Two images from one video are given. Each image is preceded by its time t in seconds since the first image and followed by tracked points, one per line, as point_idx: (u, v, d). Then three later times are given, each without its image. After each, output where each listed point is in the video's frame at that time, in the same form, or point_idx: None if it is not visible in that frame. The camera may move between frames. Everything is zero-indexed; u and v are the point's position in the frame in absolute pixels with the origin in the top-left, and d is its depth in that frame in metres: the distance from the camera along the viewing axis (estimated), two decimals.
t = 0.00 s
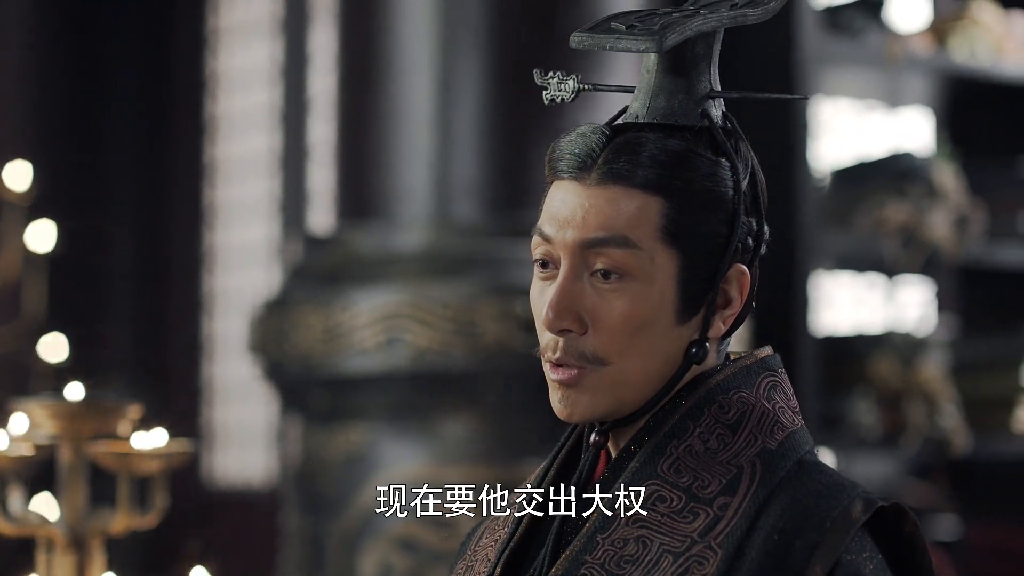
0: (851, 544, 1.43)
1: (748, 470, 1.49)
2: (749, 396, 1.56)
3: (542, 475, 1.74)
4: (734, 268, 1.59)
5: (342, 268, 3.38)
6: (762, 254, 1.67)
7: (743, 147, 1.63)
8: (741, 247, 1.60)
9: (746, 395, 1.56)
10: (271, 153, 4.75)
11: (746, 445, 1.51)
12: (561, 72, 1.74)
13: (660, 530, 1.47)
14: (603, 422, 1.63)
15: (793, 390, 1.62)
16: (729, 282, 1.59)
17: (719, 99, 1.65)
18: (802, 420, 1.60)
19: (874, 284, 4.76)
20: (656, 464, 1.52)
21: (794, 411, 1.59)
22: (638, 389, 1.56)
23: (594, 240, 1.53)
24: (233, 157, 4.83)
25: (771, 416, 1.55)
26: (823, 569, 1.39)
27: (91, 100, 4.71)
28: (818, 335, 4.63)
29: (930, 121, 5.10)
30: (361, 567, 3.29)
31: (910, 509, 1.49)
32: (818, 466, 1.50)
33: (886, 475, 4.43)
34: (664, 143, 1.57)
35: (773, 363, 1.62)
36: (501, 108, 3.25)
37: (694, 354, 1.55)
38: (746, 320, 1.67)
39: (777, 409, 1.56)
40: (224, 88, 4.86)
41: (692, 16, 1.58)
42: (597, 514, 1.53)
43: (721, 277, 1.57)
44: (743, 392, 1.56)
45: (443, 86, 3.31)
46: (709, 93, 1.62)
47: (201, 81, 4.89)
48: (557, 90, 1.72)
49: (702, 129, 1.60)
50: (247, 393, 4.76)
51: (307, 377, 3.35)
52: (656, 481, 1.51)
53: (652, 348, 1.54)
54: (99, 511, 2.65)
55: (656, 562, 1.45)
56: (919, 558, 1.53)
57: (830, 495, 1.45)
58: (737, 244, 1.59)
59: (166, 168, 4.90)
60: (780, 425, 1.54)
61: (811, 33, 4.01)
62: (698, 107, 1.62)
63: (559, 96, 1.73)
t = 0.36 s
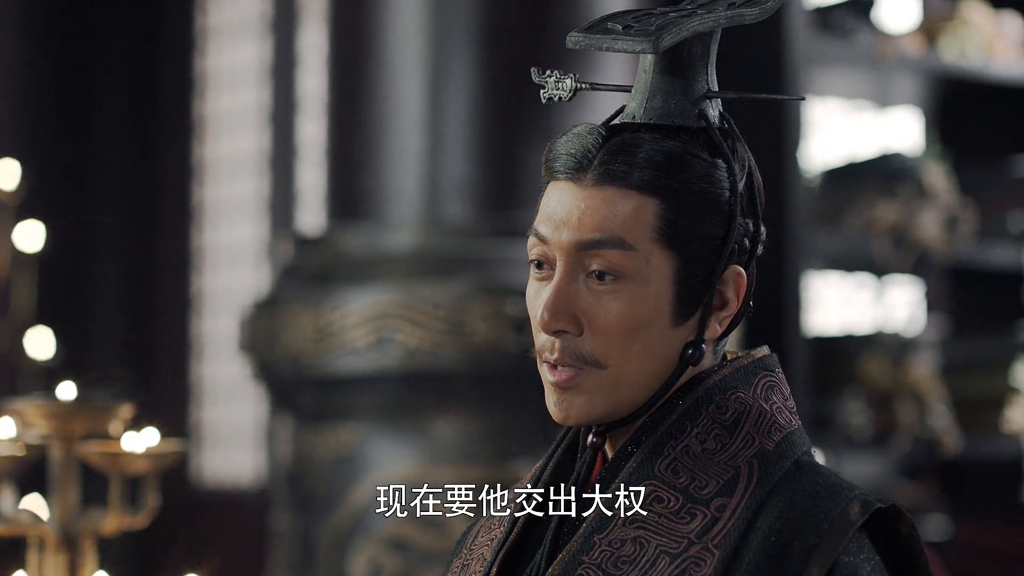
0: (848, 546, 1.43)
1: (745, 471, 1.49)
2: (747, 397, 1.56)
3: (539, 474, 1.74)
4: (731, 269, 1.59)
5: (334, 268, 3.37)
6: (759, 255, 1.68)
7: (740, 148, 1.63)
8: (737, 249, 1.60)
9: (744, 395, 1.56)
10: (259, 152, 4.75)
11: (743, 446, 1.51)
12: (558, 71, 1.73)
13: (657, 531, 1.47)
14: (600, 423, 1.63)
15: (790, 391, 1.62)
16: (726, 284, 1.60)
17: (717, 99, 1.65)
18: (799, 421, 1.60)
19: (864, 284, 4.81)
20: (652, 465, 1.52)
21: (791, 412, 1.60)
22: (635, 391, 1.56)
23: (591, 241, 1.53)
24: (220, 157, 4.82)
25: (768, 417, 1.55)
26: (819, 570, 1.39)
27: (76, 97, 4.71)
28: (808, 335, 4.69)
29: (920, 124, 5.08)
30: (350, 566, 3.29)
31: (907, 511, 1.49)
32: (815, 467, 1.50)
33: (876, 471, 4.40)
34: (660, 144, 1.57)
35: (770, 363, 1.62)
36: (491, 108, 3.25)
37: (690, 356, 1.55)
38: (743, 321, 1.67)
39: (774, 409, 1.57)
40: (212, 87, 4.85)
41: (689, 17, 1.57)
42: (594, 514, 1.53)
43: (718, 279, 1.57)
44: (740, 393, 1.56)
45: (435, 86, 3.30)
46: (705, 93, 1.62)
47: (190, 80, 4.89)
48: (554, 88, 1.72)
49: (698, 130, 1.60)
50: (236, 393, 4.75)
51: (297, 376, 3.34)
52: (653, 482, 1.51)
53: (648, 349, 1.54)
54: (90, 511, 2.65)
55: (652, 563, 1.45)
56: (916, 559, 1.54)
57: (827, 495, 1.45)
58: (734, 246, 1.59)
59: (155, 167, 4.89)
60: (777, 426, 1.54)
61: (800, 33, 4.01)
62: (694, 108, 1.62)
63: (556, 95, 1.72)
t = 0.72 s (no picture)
0: (843, 546, 1.43)
1: (739, 471, 1.49)
2: (741, 397, 1.56)
3: (533, 474, 1.74)
4: (724, 269, 1.60)
5: (325, 268, 3.37)
6: (752, 254, 1.68)
7: (732, 148, 1.64)
8: (730, 248, 1.61)
9: (737, 395, 1.56)
10: (248, 153, 4.77)
11: (737, 446, 1.52)
12: (549, 72, 1.73)
13: (651, 531, 1.47)
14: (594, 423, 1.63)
15: (784, 390, 1.63)
16: (719, 283, 1.60)
17: (708, 99, 1.65)
18: (792, 420, 1.60)
19: (853, 283, 4.82)
20: (647, 465, 1.52)
21: (785, 411, 1.60)
22: (629, 391, 1.57)
23: (584, 242, 1.53)
24: (212, 158, 4.85)
25: (762, 417, 1.55)
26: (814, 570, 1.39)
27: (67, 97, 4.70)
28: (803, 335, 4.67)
29: (909, 122, 5.12)
30: (342, 566, 3.29)
31: (901, 511, 1.49)
32: (810, 466, 1.51)
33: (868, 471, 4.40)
34: (653, 144, 1.57)
35: (764, 362, 1.62)
36: (482, 108, 3.25)
37: (684, 356, 1.55)
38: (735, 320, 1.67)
39: (768, 409, 1.57)
40: (202, 88, 4.86)
41: (680, 17, 1.58)
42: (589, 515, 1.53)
43: (710, 279, 1.57)
44: (733, 392, 1.56)
45: (426, 86, 3.30)
46: (697, 93, 1.62)
47: (180, 80, 4.89)
48: (545, 89, 1.72)
49: (690, 130, 1.61)
50: (216, 394, 4.81)
51: (289, 376, 3.34)
52: (647, 482, 1.51)
53: (641, 349, 1.54)
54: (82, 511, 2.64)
55: (647, 563, 1.45)
56: (910, 560, 1.54)
57: (822, 495, 1.45)
58: (727, 245, 1.59)
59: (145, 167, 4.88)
60: (771, 425, 1.55)
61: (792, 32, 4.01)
62: (686, 107, 1.62)
63: (548, 96, 1.72)
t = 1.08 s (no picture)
0: (838, 545, 1.43)
1: (733, 470, 1.49)
2: (735, 396, 1.57)
3: (527, 474, 1.74)
4: (717, 268, 1.60)
5: (318, 268, 3.36)
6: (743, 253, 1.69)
7: (724, 146, 1.64)
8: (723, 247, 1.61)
9: (732, 394, 1.56)
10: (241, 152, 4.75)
11: (732, 445, 1.52)
12: (541, 73, 1.73)
13: (646, 530, 1.47)
14: (588, 423, 1.63)
15: (778, 389, 1.63)
16: (712, 283, 1.60)
17: (700, 98, 1.66)
18: (787, 419, 1.60)
19: (846, 284, 4.86)
20: (641, 464, 1.53)
21: (779, 411, 1.60)
22: (623, 390, 1.57)
23: (577, 241, 1.53)
24: (203, 158, 4.81)
25: (756, 416, 1.55)
26: (809, 569, 1.39)
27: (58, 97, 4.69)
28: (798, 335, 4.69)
29: (902, 121, 5.14)
30: (335, 566, 3.29)
31: (896, 510, 1.50)
32: (805, 466, 1.51)
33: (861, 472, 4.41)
34: (646, 144, 1.57)
35: (759, 362, 1.62)
36: (476, 108, 3.25)
37: (678, 355, 1.56)
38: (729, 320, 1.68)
39: (762, 408, 1.57)
40: (194, 87, 4.84)
41: (671, 16, 1.58)
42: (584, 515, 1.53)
43: (703, 278, 1.57)
44: (728, 392, 1.57)
45: (419, 86, 3.30)
46: (689, 92, 1.63)
47: (172, 80, 4.87)
48: (537, 90, 1.72)
49: (682, 129, 1.61)
50: (214, 395, 4.79)
51: (282, 376, 3.33)
52: (641, 481, 1.51)
53: (635, 348, 1.55)
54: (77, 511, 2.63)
55: (641, 563, 1.45)
56: (904, 559, 1.54)
57: (817, 495, 1.45)
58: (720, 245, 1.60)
59: (135, 166, 4.86)
60: (766, 424, 1.55)
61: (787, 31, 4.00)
62: (677, 107, 1.62)
63: (539, 97, 1.72)
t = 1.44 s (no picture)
0: (836, 545, 1.43)
1: (732, 470, 1.50)
2: (733, 396, 1.57)
3: (525, 474, 1.74)
4: (715, 267, 1.60)
5: (314, 268, 3.35)
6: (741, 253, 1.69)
7: (721, 146, 1.64)
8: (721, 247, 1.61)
9: (730, 394, 1.57)
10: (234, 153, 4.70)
11: (730, 444, 1.52)
12: (538, 73, 1.73)
13: (644, 530, 1.47)
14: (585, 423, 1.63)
15: (776, 389, 1.63)
16: (710, 282, 1.60)
17: (697, 98, 1.66)
18: (784, 419, 1.60)
19: (839, 284, 4.86)
20: (640, 464, 1.53)
21: (777, 410, 1.60)
22: (622, 390, 1.57)
23: (575, 242, 1.53)
24: (194, 159, 4.79)
25: (755, 416, 1.55)
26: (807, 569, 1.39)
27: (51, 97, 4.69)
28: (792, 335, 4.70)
29: (896, 121, 5.14)
30: (330, 566, 3.29)
31: (895, 511, 1.50)
32: (803, 465, 1.51)
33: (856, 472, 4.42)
34: (643, 144, 1.57)
35: (757, 362, 1.62)
36: (472, 107, 3.25)
37: (676, 354, 1.56)
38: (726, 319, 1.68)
39: (760, 408, 1.57)
40: (187, 87, 4.84)
41: (668, 16, 1.58)
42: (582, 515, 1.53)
43: (701, 277, 1.58)
44: (726, 392, 1.57)
45: (415, 85, 3.30)
46: (686, 92, 1.63)
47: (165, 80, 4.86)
48: (535, 91, 1.72)
49: (680, 128, 1.61)
50: (212, 393, 4.76)
51: (278, 376, 3.32)
52: (639, 481, 1.51)
53: (633, 348, 1.55)
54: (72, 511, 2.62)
55: (640, 563, 1.45)
56: (902, 559, 1.55)
57: (815, 494, 1.46)
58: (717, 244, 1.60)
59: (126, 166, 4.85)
60: (764, 424, 1.55)
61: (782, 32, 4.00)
62: (675, 107, 1.62)
63: (537, 97, 1.72)
